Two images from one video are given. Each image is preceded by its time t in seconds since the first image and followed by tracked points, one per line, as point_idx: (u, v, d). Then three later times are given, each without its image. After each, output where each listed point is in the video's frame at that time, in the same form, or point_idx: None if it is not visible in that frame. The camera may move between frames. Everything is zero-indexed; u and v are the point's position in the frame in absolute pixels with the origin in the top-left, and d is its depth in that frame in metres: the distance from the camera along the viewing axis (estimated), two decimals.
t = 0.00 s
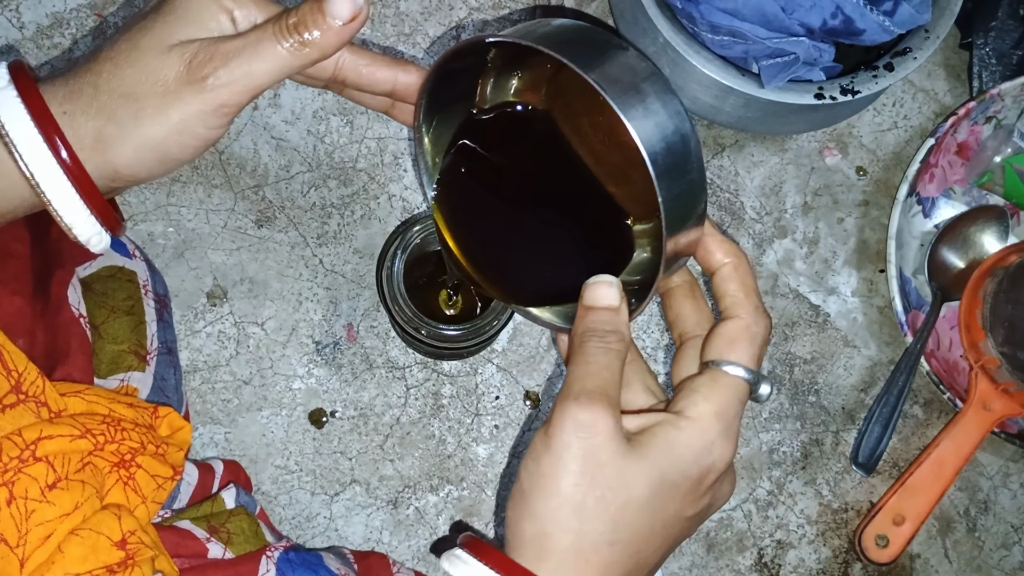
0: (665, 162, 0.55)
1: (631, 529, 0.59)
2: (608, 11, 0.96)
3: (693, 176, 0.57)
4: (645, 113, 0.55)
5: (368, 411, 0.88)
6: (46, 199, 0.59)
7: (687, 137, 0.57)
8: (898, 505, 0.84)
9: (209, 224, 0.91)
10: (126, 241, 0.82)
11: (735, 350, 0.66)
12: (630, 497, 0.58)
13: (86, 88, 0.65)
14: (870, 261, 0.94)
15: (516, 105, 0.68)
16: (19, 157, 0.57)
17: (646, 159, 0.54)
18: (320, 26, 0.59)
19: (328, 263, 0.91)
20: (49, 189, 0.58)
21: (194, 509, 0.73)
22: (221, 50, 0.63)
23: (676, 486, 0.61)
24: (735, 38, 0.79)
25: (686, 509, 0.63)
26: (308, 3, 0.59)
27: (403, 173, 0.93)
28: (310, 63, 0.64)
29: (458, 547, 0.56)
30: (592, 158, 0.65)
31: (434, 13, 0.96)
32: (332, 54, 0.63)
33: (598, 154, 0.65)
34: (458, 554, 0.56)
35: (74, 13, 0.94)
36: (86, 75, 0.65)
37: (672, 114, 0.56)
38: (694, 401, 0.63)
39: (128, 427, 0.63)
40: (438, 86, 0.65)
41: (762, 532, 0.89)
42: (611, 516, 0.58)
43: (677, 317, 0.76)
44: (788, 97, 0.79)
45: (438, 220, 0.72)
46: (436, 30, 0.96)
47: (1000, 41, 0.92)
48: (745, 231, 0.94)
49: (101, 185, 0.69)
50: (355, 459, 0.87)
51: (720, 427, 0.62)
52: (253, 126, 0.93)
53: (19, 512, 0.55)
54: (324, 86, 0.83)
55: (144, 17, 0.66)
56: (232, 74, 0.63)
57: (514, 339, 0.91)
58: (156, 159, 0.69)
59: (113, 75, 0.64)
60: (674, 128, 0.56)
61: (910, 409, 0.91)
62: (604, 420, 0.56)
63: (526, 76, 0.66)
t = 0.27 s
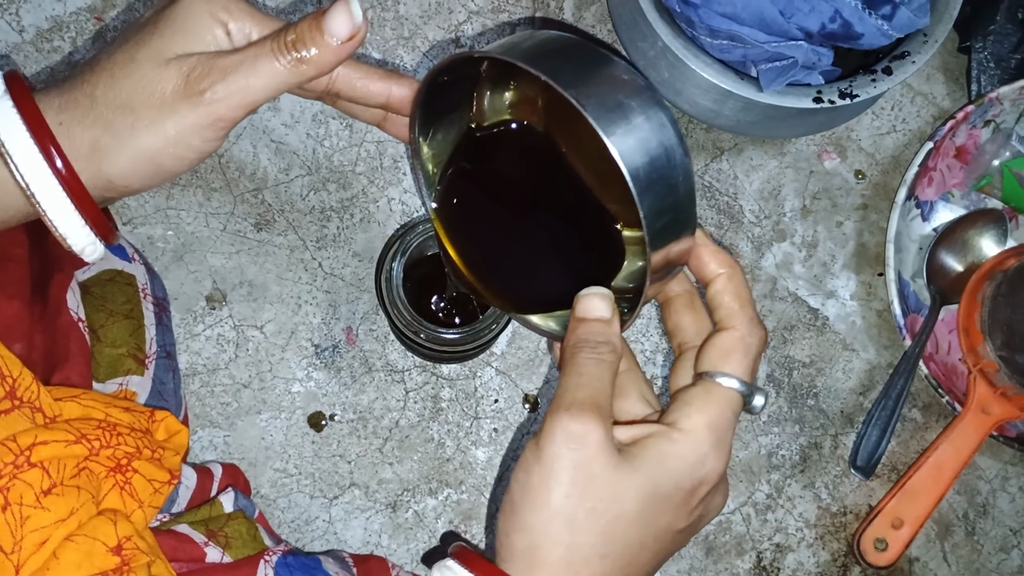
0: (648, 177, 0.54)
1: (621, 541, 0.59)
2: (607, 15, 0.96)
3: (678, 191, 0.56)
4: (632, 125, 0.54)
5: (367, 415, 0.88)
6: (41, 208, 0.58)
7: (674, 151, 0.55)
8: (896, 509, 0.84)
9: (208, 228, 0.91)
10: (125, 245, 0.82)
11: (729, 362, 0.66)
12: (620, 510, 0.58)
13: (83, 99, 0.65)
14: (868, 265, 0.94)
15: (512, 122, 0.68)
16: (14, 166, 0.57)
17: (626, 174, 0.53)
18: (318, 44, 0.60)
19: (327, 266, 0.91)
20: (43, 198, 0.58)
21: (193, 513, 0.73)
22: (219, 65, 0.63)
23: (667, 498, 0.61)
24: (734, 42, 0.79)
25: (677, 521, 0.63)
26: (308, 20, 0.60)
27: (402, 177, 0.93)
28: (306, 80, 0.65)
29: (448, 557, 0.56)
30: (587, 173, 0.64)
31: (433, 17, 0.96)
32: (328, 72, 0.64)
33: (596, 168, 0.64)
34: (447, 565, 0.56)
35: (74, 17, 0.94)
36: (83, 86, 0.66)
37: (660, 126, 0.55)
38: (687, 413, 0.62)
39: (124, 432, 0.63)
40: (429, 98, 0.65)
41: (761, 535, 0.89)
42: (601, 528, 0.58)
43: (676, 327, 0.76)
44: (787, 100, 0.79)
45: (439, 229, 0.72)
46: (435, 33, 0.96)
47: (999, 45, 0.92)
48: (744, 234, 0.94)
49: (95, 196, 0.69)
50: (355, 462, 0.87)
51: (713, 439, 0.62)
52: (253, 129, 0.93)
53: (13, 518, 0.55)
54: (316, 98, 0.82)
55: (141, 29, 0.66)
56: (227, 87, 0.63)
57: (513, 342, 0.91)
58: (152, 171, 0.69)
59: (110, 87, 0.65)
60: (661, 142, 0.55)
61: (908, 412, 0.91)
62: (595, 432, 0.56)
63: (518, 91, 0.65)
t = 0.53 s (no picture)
0: (629, 192, 0.53)
1: (608, 551, 0.59)
2: (608, 19, 0.96)
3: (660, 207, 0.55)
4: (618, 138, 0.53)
5: (368, 418, 0.88)
6: (40, 211, 0.59)
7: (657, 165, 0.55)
8: (898, 512, 0.84)
9: (209, 231, 0.91)
10: (127, 248, 0.82)
11: (721, 373, 0.66)
12: (607, 519, 0.57)
13: (81, 104, 0.65)
14: (869, 268, 0.94)
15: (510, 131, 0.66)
16: (13, 170, 0.57)
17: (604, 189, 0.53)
18: (317, 52, 0.60)
19: (328, 270, 0.91)
20: (42, 200, 0.58)
21: (194, 517, 0.74)
22: (220, 71, 0.63)
23: (655, 508, 0.60)
24: (735, 46, 0.79)
25: (666, 531, 0.63)
26: (306, 28, 0.60)
27: (403, 180, 0.93)
28: (306, 87, 0.65)
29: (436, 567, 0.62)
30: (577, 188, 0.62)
31: (434, 21, 0.96)
32: (329, 79, 0.64)
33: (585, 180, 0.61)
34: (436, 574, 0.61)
35: (76, 21, 0.94)
36: (81, 91, 0.66)
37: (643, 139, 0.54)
38: (676, 423, 0.62)
39: (123, 436, 0.63)
40: (422, 108, 0.66)
41: (762, 539, 0.89)
42: (588, 538, 0.58)
43: (672, 334, 0.75)
44: (788, 104, 0.79)
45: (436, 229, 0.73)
46: (436, 37, 0.96)
47: (999, 48, 0.92)
48: (744, 238, 0.94)
49: (94, 201, 0.69)
50: (356, 465, 0.87)
51: (702, 449, 0.62)
52: (254, 133, 0.93)
53: (12, 524, 0.55)
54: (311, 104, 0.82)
55: (139, 35, 0.66)
56: (226, 93, 0.63)
57: (514, 346, 0.91)
58: (151, 176, 0.69)
59: (108, 93, 0.65)
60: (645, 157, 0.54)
61: (909, 415, 0.91)
62: (583, 441, 0.56)
63: (515, 99, 0.64)
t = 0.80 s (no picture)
0: (606, 211, 0.53)
1: (600, 561, 0.59)
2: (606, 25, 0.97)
3: (640, 225, 0.54)
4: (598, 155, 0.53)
5: (368, 423, 0.89)
6: (41, 217, 0.59)
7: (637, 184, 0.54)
8: (897, 517, 0.84)
9: (209, 236, 0.92)
10: (126, 253, 0.83)
11: (712, 384, 0.66)
12: (598, 530, 0.57)
13: (85, 111, 0.66)
14: (868, 273, 0.94)
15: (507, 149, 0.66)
16: (15, 177, 0.57)
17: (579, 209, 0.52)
18: (323, 66, 0.60)
19: (328, 274, 0.92)
20: (44, 208, 0.59)
21: (192, 523, 0.74)
22: (224, 82, 0.64)
23: (647, 519, 0.60)
24: (733, 51, 0.80)
25: (659, 541, 0.62)
26: (314, 40, 0.60)
27: (403, 185, 0.93)
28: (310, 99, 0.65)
29: None
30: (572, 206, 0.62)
31: (434, 26, 0.97)
32: (333, 93, 0.64)
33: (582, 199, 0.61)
34: None
35: (76, 27, 0.94)
36: (85, 98, 0.66)
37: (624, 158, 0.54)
38: (667, 433, 0.62)
39: (122, 442, 0.63)
40: (417, 115, 0.66)
41: (760, 543, 0.89)
42: (579, 549, 0.58)
43: (670, 342, 0.75)
44: (786, 110, 0.79)
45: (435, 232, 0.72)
46: (436, 43, 0.96)
47: (997, 54, 0.92)
48: (743, 242, 0.94)
49: (96, 207, 0.69)
50: (355, 470, 0.88)
51: (693, 459, 0.62)
52: (254, 139, 0.93)
53: (11, 530, 0.55)
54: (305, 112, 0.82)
55: (141, 42, 0.67)
56: (230, 101, 0.64)
57: (514, 350, 0.91)
58: (153, 183, 0.70)
59: (112, 101, 0.65)
60: (624, 176, 0.53)
61: (908, 420, 0.91)
62: (571, 451, 0.56)
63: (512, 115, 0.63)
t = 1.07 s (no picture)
0: (580, 222, 0.52)
1: (590, 566, 0.58)
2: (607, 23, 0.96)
3: (616, 234, 0.54)
4: (575, 163, 0.52)
5: (368, 422, 0.88)
6: (39, 217, 0.59)
7: (613, 194, 0.53)
8: (898, 516, 0.84)
9: (209, 235, 0.91)
10: (125, 252, 0.82)
11: (703, 387, 0.65)
12: (587, 534, 0.57)
13: (86, 113, 0.66)
14: (869, 271, 0.94)
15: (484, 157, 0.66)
16: (13, 177, 0.57)
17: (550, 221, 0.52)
18: (328, 93, 0.61)
19: (328, 273, 0.91)
20: (42, 208, 0.58)
21: (191, 522, 0.73)
22: (229, 95, 0.64)
23: (638, 523, 0.59)
24: (735, 49, 0.79)
25: (651, 545, 0.62)
26: (324, 67, 0.61)
27: (403, 184, 0.93)
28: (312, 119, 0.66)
29: None
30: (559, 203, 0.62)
31: (434, 25, 0.97)
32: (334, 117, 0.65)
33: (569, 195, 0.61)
34: None
35: (76, 25, 0.94)
36: (86, 99, 0.66)
37: (601, 167, 0.53)
38: (657, 437, 0.61)
39: (118, 443, 0.63)
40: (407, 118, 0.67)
41: (762, 543, 0.88)
42: (569, 553, 0.57)
43: (670, 346, 0.74)
44: (787, 108, 0.79)
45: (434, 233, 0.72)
46: (436, 41, 0.96)
47: (998, 52, 0.92)
48: (744, 241, 0.94)
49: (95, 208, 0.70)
50: (355, 469, 0.87)
51: (683, 462, 0.61)
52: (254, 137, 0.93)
53: (6, 532, 0.55)
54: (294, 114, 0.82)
55: (142, 43, 0.66)
56: (232, 114, 0.64)
57: (514, 349, 0.90)
58: (155, 184, 0.70)
59: (114, 103, 0.65)
60: (600, 186, 0.53)
61: (910, 419, 0.91)
62: (556, 454, 0.56)
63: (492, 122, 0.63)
